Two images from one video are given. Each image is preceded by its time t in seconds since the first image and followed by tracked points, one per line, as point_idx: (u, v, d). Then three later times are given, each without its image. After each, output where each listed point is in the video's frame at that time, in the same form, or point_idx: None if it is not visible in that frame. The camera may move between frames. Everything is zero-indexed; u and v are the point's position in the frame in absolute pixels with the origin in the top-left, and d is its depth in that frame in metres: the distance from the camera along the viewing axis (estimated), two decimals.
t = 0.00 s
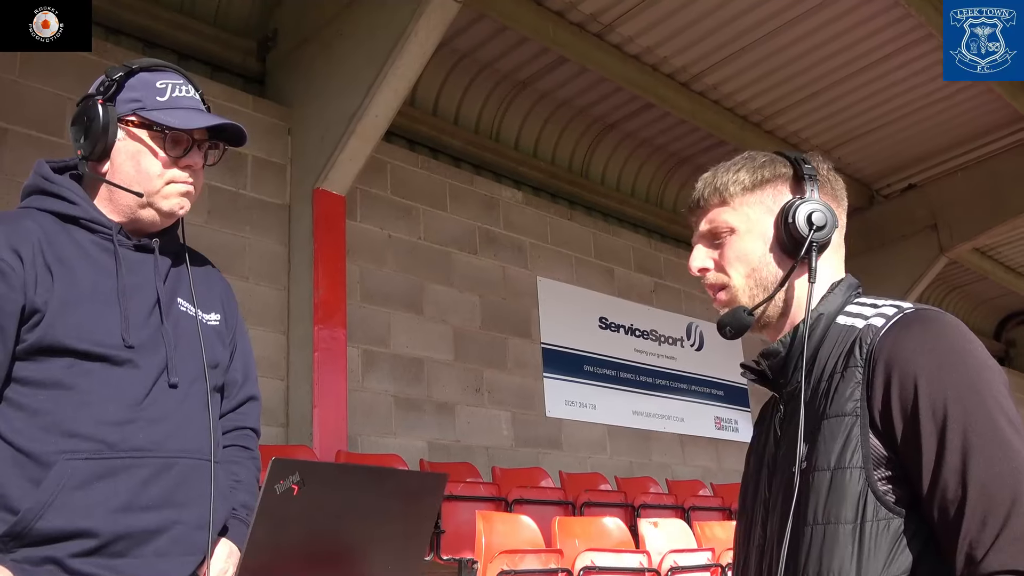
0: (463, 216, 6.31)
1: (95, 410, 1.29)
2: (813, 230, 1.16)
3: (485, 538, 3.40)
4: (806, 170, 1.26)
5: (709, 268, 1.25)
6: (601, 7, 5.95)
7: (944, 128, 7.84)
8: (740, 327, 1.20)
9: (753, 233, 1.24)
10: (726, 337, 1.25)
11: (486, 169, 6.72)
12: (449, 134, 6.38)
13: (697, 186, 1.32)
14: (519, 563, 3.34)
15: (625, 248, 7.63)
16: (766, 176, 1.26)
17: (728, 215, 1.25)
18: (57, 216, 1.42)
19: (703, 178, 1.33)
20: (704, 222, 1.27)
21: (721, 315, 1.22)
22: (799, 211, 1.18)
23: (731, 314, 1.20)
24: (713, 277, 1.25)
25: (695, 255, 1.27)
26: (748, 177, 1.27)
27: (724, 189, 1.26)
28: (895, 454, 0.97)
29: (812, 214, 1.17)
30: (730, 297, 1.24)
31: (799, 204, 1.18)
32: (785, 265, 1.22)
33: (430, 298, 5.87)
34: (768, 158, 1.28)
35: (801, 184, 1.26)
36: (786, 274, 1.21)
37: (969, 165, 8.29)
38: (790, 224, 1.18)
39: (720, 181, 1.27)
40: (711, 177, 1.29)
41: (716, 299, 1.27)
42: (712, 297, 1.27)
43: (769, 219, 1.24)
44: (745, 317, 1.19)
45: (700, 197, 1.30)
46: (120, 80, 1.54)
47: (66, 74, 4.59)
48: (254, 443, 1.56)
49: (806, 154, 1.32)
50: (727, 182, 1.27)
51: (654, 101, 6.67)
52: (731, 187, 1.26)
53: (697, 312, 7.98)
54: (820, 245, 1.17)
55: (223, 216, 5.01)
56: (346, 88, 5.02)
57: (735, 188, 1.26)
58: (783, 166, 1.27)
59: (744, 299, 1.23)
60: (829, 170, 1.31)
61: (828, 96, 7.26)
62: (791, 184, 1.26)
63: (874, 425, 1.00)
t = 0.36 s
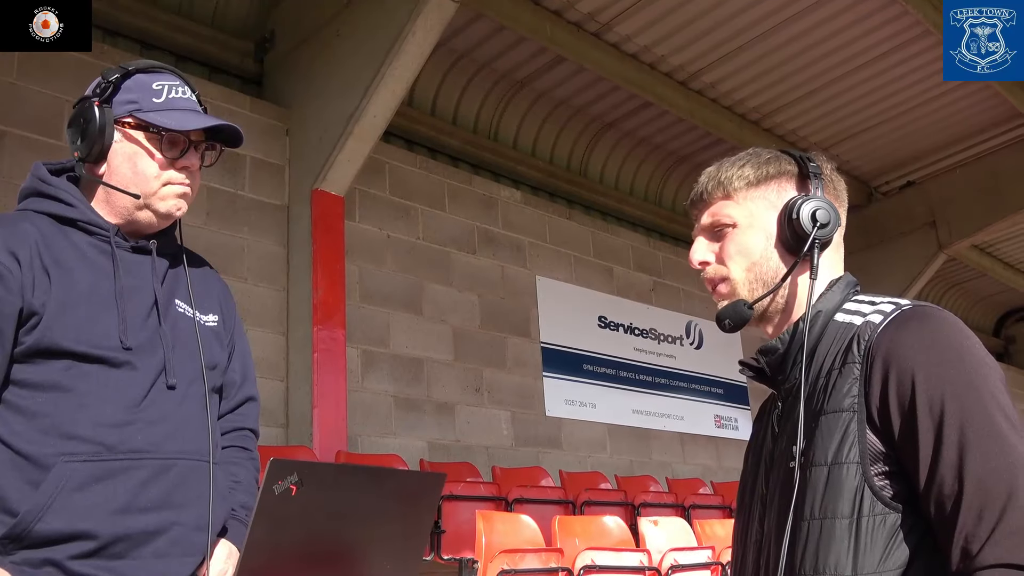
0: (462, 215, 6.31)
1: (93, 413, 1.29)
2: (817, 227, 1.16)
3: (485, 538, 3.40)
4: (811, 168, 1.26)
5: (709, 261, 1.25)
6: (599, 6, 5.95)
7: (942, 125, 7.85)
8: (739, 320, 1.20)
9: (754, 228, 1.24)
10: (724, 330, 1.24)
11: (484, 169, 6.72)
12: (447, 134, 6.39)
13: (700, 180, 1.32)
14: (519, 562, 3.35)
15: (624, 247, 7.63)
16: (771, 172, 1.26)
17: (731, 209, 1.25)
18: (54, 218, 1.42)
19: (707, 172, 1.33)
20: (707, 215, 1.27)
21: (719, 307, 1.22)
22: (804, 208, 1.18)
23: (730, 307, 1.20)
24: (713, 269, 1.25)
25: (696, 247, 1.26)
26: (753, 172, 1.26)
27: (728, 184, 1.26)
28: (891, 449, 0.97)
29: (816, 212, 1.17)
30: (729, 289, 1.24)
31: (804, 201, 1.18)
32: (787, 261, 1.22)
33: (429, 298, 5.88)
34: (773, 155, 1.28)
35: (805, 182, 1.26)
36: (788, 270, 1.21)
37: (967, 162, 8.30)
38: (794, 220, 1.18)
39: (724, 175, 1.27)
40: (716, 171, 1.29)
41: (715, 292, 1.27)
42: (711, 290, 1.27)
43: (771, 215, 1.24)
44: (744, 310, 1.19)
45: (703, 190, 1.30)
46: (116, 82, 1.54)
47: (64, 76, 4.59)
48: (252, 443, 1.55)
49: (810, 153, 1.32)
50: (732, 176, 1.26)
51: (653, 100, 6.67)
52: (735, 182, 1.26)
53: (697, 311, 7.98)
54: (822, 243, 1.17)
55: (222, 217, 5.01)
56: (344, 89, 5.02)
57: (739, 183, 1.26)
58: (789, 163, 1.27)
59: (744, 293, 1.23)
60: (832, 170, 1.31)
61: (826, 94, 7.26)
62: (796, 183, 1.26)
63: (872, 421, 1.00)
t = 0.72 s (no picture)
0: (462, 214, 6.31)
1: (92, 410, 1.29)
2: (814, 226, 1.16)
3: (484, 537, 3.40)
4: (810, 167, 1.25)
5: (706, 259, 1.25)
6: (599, 5, 5.95)
7: (943, 125, 7.85)
8: (737, 319, 1.20)
9: (752, 227, 1.23)
10: (722, 329, 1.25)
11: (485, 167, 6.72)
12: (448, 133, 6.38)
13: (699, 178, 1.32)
14: (519, 561, 3.35)
15: (624, 246, 7.63)
16: (769, 170, 1.26)
17: (729, 208, 1.24)
18: (54, 215, 1.42)
19: (705, 170, 1.32)
20: (705, 213, 1.27)
21: (717, 306, 1.22)
22: (801, 206, 1.17)
23: (729, 306, 1.20)
24: (711, 267, 1.25)
25: (694, 246, 1.26)
26: (751, 171, 1.26)
27: (726, 182, 1.26)
28: (889, 449, 0.97)
29: (813, 210, 1.16)
30: (728, 287, 1.24)
31: (801, 200, 1.18)
32: (785, 259, 1.21)
33: (430, 297, 5.87)
34: (772, 153, 1.28)
35: (804, 181, 1.25)
36: (786, 269, 1.20)
37: (967, 162, 8.30)
38: (791, 219, 1.18)
39: (722, 173, 1.27)
40: (714, 169, 1.29)
41: (714, 289, 1.27)
42: (711, 288, 1.27)
43: (770, 214, 1.24)
44: (743, 309, 1.19)
45: (701, 188, 1.29)
46: (116, 79, 1.54)
47: (64, 74, 4.58)
48: (252, 441, 1.55)
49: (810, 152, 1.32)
50: (730, 175, 1.26)
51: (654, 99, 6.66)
52: (733, 180, 1.26)
53: (697, 310, 7.98)
54: (820, 242, 1.16)
55: (222, 216, 5.01)
56: (345, 88, 5.01)
57: (737, 181, 1.25)
58: (787, 162, 1.27)
59: (743, 291, 1.22)
60: (832, 169, 1.30)
61: (827, 93, 7.26)
62: (795, 181, 1.25)
63: (870, 421, 0.99)
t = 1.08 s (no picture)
0: (462, 214, 6.31)
1: (91, 411, 1.29)
2: (815, 226, 1.15)
3: (485, 537, 3.39)
4: (811, 166, 1.25)
5: (706, 256, 1.25)
6: (599, 5, 5.96)
7: (943, 124, 7.85)
8: (735, 318, 1.19)
9: (752, 225, 1.23)
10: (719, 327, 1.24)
11: (485, 167, 6.72)
12: (448, 133, 6.38)
13: (699, 174, 1.31)
14: (519, 561, 3.36)
15: (624, 246, 7.62)
16: (770, 168, 1.25)
17: (729, 205, 1.24)
18: (53, 216, 1.42)
19: (705, 167, 1.32)
20: (704, 210, 1.26)
21: (715, 305, 1.22)
22: (802, 205, 1.17)
23: (726, 305, 1.20)
24: (710, 264, 1.25)
25: (693, 242, 1.26)
26: (752, 168, 1.26)
27: (727, 179, 1.25)
28: (894, 451, 0.97)
29: (814, 210, 1.16)
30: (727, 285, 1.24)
31: (803, 199, 1.18)
32: (785, 259, 1.21)
33: (430, 297, 5.87)
34: (773, 151, 1.28)
35: (805, 179, 1.25)
36: (786, 269, 1.20)
37: (968, 161, 8.30)
38: (791, 218, 1.18)
39: (723, 170, 1.26)
40: (714, 165, 1.28)
41: (712, 287, 1.27)
42: (709, 285, 1.27)
43: (769, 213, 1.23)
44: (740, 308, 1.19)
45: (701, 185, 1.29)
46: (115, 80, 1.53)
47: (64, 75, 4.58)
48: (252, 441, 1.55)
49: (810, 150, 1.31)
50: (730, 172, 1.25)
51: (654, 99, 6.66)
52: (733, 177, 1.25)
53: (698, 310, 7.97)
54: (820, 242, 1.16)
55: (222, 216, 5.01)
56: (345, 88, 5.01)
57: (738, 178, 1.25)
58: (789, 160, 1.26)
59: (742, 290, 1.22)
60: (832, 167, 1.30)
61: (828, 93, 7.25)
62: (796, 179, 1.25)
63: (874, 422, 0.99)
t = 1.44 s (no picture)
0: (462, 214, 6.31)
1: (91, 410, 1.29)
2: (810, 230, 1.16)
3: (485, 537, 3.39)
4: (805, 166, 1.25)
5: (704, 262, 1.25)
6: (599, 5, 5.96)
7: (943, 124, 7.85)
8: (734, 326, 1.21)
9: (748, 229, 1.23)
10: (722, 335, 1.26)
11: (485, 167, 6.72)
12: (448, 133, 6.38)
13: (694, 178, 1.31)
14: (519, 561, 3.36)
15: (625, 246, 7.62)
16: (764, 170, 1.26)
17: (725, 210, 1.24)
18: (53, 216, 1.42)
19: (700, 170, 1.32)
20: (701, 215, 1.27)
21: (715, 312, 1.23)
22: (797, 209, 1.17)
23: (726, 313, 1.21)
24: (709, 271, 1.25)
25: (692, 249, 1.26)
26: (746, 171, 1.26)
27: (721, 183, 1.25)
28: (895, 452, 0.97)
29: (809, 213, 1.16)
30: (726, 292, 1.25)
31: (797, 203, 1.18)
32: (781, 263, 1.21)
33: (430, 297, 5.87)
34: (766, 152, 1.28)
35: (799, 180, 1.25)
36: (783, 274, 1.20)
37: (968, 161, 8.31)
38: (787, 222, 1.18)
39: (717, 174, 1.26)
40: (710, 169, 1.28)
41: (713, 293, 1.28)
42: (709, 291, 1.27)
43: (765, 216, 1.23)
44: (739, 316, 1.20)
45: (697, 189, 1.29)
46: (114, 80, 1.53)
47: (65, 75, 4.59)
48: (252, 441, 1.55)
49: (805, 149, 1.31)
50: (724, 175, 1.26)
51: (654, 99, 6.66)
52: (728, 181, 1.25)
53: (698, 310, 7.97)
54: (816, 245, 1.16)
55: (222, 216, 5.01)
56: (345, 88, 5.01)
57: (732, 182, 1.25)
58: (782, 161, 1.26)
59: (741, 296, 1.22)
60: (828, 165, 1.30)
61: (828, 93, 7.26)
62: (789, 180, 1.25)
63: (874, 423, 0.99)
